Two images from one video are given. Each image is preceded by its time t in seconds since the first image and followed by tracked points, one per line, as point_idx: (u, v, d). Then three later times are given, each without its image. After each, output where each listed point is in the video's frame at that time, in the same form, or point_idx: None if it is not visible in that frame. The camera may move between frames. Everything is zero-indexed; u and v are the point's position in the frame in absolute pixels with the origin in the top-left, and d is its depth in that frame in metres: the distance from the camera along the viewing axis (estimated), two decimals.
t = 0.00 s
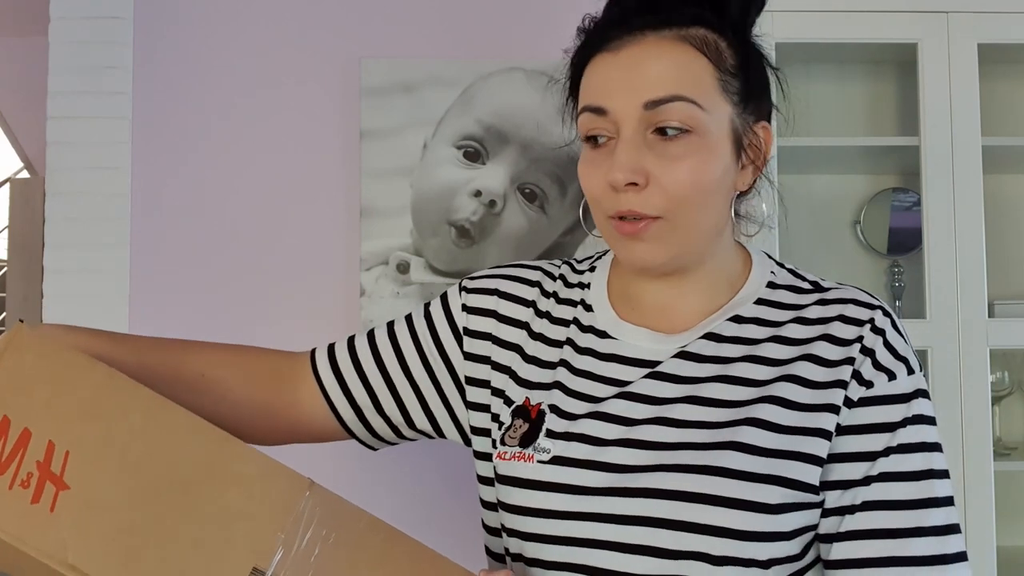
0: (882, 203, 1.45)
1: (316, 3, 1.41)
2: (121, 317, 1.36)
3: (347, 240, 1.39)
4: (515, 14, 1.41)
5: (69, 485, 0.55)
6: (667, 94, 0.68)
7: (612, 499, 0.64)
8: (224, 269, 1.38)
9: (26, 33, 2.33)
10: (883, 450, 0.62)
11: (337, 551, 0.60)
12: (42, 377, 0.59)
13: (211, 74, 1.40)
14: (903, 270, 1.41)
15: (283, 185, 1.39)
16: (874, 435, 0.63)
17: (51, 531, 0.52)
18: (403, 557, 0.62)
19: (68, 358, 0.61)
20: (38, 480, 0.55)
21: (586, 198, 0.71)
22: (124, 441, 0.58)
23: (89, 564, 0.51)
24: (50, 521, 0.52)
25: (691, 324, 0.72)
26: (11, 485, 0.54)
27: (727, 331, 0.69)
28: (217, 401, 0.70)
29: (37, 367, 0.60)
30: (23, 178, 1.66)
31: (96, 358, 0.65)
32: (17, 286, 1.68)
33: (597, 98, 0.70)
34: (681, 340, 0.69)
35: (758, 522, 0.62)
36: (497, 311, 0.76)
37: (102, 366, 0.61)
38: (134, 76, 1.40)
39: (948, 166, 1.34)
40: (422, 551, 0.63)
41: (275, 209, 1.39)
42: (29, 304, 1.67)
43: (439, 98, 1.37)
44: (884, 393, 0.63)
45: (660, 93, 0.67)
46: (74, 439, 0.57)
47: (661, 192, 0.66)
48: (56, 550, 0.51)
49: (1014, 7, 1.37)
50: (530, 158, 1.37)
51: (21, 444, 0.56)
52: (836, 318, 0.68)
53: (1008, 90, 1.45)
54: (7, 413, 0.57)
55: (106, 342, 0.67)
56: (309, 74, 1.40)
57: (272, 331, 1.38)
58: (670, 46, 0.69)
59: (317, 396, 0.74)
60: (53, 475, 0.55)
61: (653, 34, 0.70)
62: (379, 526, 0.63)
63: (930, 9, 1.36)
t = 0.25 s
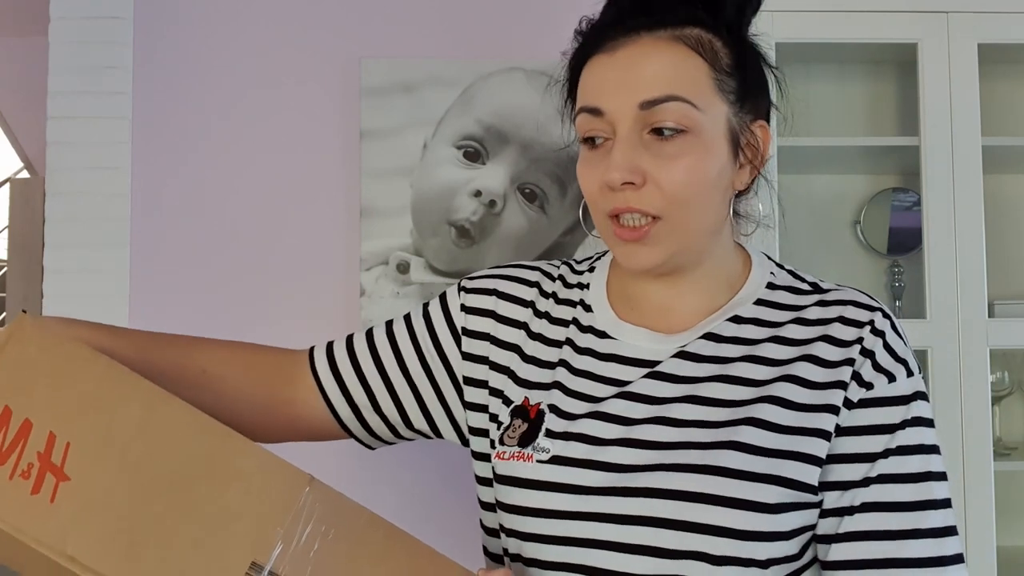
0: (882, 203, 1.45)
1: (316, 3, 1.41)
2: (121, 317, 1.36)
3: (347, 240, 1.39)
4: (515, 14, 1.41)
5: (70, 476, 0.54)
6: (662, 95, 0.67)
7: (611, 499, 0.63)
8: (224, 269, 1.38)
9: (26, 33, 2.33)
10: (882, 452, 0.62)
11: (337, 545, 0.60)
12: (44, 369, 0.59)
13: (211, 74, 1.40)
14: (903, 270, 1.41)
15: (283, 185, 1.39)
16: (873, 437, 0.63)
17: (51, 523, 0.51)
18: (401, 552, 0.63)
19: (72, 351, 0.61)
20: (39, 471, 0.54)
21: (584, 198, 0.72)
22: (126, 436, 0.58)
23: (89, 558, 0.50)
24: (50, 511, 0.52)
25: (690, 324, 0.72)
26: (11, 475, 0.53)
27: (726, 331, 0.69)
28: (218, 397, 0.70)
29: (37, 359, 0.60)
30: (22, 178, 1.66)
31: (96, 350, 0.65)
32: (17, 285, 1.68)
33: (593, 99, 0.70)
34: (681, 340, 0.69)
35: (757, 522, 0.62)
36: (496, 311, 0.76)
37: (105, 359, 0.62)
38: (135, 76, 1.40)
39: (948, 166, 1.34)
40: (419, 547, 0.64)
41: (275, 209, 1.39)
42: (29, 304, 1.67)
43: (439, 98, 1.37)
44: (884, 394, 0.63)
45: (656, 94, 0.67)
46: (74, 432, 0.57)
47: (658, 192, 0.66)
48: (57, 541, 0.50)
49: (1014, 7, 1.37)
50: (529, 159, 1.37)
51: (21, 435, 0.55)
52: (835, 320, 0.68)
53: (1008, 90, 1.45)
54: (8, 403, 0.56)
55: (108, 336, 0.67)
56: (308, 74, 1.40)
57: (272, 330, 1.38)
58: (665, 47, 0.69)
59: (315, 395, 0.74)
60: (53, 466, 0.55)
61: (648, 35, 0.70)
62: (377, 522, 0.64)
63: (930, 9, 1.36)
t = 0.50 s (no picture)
0: (882, 203, 1.45)
1: (316, 3, 1.41)
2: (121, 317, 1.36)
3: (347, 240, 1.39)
4: (515, 14, 1.41)
5: (62, 482, 0.54)
6: (660, 96, 0.67)
7: (610, 499, 0.64)
8: (224, 269, 1.38)
9: (26, 33, 2.33)
10: (880, 453, 0.62)
11: (332, 548, 0.60)
12: (36, 375, 0.59)
13: (211, 75, 1.40)
14: (903, 270, 1.41)
15: (282, 185, 1.39)
16: (871, 437, 0.63)
17: (45, 527, 0.51)
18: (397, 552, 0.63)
19: (67, 356, 0.61)
20: (32, 477, 0.54)
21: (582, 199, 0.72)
22: (122, 440, 0.58)
23: (84, 563, 0.50)
24: (44, 516, 0.52)
25: (690, 325, 0.71)
26: (5, 480, 0.53)
27: (725, 332, 0.69)
28: (213, 400, 0.70)
29: (29, 366, 0.60)
30: (23, 178, 1.66)
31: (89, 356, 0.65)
32: (18, 285, 1.68)
33: (591, 99, 0.70)
34: (680, 340, 0.69)
35: (756, 522, 0.62)
36: (496, 311, 0.76)
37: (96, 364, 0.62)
38: (135, 76, 1.40)
39: (948, 165, 1.34)
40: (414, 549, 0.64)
41: (275, 209, 1.39)
42: (29, 303, 1.67)
43: (439, 98, 1.37)
44: (882, 395, 0.63)
45: (653, 95, 0.67)
46: (68, 437, 0.57)
47: (656, 194, 0.66)
48: (49, 546, 0.50)
49: (1015, 7, 1.37)
50: (530, 159, 1.37)
51: (15, 440, 0.56)
52: (834, 321, 0.68)
53: (1008, 90, 1.45)
54: None
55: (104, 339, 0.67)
56: (309, 74, 1.40)
57: (272, 330, 1.38)
58: (663, 48, 0.69)
59: (315, 396, 0.74)
60: (47, 471, 0.55)
61: (647, 35, 0.70)
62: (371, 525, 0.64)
63: (930, 9, 1.36)
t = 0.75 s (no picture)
0: (882, 203, 1.45)
1: (315, 3, 1.41)
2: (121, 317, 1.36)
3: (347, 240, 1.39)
4: (515, 14, 1.41)
5: (55, 500, 0.53)
6: (693, 86, 0.69)
7: (609, 498, 0.63)
8: (224, 269, 1.38)
9: (27, 33, 2.33)
10: (875, 447, 0.62)
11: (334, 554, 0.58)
12: (29, 391, 0.59)
13: (210, 75, 1.40)
14: (903, 270, 1.41)
15: (281, 185, 1.39)
16: (865, 432, 0.63)
17: (40, 547, 0.51)
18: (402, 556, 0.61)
19: (53, 368, 0.60)
20: (25, 497, 0.54)
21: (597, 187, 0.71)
22: (111, 448, 0.57)
23: None
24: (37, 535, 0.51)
25: (688, 322, 0.72)
26: None
27: (718, 329, 0.69)
28: (206, 406, 0.69)
29: (21, 383, 0.59)
30: (23, 178, 1.67)
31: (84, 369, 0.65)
32: (19, 285, 1.68)
33: (620, 86, 0.71)
34: (676, 339, 0.69)
35: (757, 520, 0.62)
36: (487, 310, 0.76)
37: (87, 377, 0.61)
38: (135, 76, 1.40)
39: (948, 165, 1.34)
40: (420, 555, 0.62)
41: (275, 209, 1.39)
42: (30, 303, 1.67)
43: (439, 98, 1.37)
44: (874, 389, 0.64)
45: (685, 85, 0.69)
46: (62, 452, 0.56)
47: (683, 182, 0.66)
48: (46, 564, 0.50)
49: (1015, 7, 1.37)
50: (530, 159, 1.37)
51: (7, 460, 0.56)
52: (826, 317, 0.68)
53: (1008, 90, 1.45)
54: None
55: (92, 350, 0.66)
56: (308, 74, 1.40)
57: (272, 330, 1.38)
58: (695, 43, 0.70)
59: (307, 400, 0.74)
60: (40, 490, 0.54)
61: (677, 29, 0.71)
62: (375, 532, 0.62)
63: (931, 9, 1.36)
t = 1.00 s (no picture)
0: (882, 203, 1.45)
1: (315, 3, 1.41)
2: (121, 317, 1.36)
3: (345, 239, 1.39)
4: (515, 14, 1.41)
5: (64, 536, 0.44)
6: (700, 88, 0.69)
7: (619, 502, 0.63)
8: (224, 269, 1.38)
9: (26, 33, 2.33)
10: (876, 441, 0.63)
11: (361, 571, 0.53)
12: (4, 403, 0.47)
13: (210, 75, 1.40)
14: (903, 270, 1.41)
15: (280, 185, 1.39)
16: (865, 427, 0.64)
17: None
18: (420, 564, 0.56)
19: (37, 378, 0.48)
20: (29, 535, 0.43)
21: (603, 186, 0.70)
22: (123, 472, 0.47)
23: None
24: None
25: (682, 322, 0.72)
26: None
27: (717, 329, 0.70)
28: (190, 421, 0.65)
29: None
30: (23, 178, 1.67)
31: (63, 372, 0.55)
32: (18, 285, 1.68)
33: (626, 85, 0.70)
34: (675, 339, 0.69)
35: (767, 518, 0.62)
36: (480, 314, 0.75)
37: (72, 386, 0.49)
38: (135, 76, 1.40)
39: (948, 165, 1.34)
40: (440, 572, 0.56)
41: (274, 209, 1.39)
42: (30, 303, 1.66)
43: (439, 98, 1.37)
44: (872, 384, 0.65)
45: (693, 86, 0.69)
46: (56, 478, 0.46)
47: (691, 184, 0.67)
48: None
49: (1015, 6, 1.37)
50: (529, 158, 1.37)
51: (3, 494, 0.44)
52: (823, 314, 0.69)
53: (1007, 90, 1.45)
54: None
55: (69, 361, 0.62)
56: (309, 74, 1.40)
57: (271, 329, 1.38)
58: (700, 44, 0.71)
59: (292, 410, 0.70)
60: (46, 526, 0.44)
61: (682, 29, 0.71)
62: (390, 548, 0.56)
63: (930, 9, 1.36)
